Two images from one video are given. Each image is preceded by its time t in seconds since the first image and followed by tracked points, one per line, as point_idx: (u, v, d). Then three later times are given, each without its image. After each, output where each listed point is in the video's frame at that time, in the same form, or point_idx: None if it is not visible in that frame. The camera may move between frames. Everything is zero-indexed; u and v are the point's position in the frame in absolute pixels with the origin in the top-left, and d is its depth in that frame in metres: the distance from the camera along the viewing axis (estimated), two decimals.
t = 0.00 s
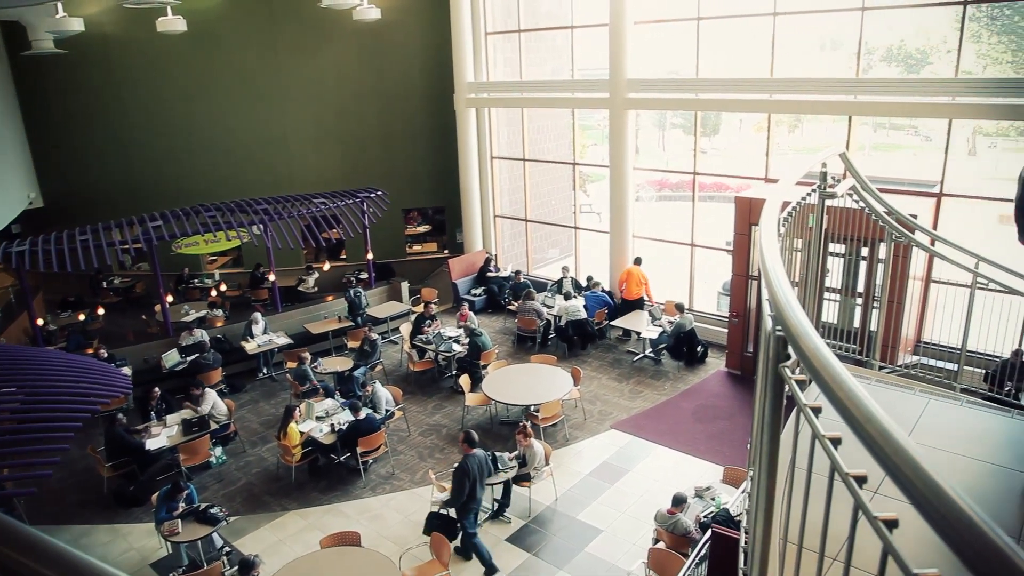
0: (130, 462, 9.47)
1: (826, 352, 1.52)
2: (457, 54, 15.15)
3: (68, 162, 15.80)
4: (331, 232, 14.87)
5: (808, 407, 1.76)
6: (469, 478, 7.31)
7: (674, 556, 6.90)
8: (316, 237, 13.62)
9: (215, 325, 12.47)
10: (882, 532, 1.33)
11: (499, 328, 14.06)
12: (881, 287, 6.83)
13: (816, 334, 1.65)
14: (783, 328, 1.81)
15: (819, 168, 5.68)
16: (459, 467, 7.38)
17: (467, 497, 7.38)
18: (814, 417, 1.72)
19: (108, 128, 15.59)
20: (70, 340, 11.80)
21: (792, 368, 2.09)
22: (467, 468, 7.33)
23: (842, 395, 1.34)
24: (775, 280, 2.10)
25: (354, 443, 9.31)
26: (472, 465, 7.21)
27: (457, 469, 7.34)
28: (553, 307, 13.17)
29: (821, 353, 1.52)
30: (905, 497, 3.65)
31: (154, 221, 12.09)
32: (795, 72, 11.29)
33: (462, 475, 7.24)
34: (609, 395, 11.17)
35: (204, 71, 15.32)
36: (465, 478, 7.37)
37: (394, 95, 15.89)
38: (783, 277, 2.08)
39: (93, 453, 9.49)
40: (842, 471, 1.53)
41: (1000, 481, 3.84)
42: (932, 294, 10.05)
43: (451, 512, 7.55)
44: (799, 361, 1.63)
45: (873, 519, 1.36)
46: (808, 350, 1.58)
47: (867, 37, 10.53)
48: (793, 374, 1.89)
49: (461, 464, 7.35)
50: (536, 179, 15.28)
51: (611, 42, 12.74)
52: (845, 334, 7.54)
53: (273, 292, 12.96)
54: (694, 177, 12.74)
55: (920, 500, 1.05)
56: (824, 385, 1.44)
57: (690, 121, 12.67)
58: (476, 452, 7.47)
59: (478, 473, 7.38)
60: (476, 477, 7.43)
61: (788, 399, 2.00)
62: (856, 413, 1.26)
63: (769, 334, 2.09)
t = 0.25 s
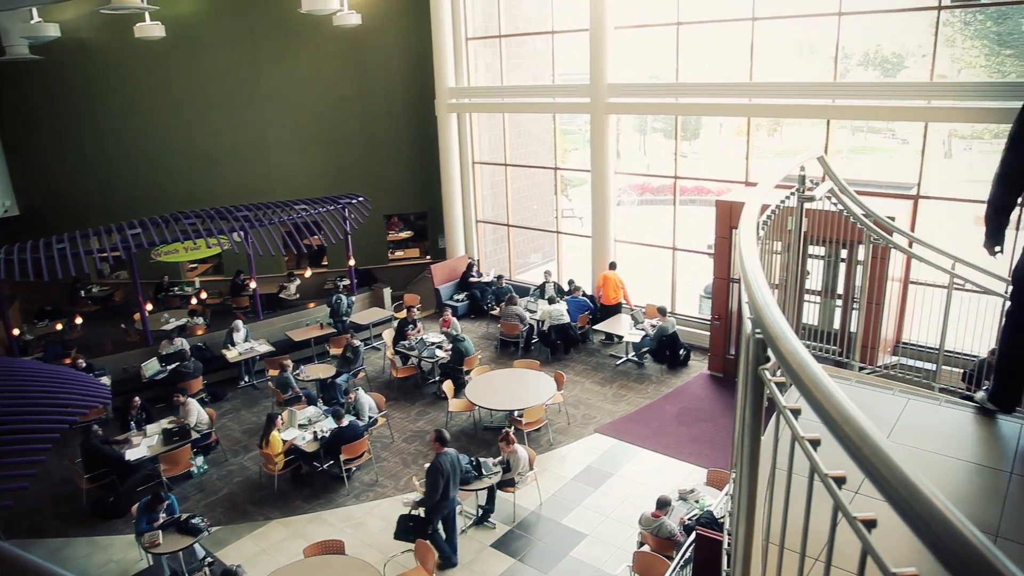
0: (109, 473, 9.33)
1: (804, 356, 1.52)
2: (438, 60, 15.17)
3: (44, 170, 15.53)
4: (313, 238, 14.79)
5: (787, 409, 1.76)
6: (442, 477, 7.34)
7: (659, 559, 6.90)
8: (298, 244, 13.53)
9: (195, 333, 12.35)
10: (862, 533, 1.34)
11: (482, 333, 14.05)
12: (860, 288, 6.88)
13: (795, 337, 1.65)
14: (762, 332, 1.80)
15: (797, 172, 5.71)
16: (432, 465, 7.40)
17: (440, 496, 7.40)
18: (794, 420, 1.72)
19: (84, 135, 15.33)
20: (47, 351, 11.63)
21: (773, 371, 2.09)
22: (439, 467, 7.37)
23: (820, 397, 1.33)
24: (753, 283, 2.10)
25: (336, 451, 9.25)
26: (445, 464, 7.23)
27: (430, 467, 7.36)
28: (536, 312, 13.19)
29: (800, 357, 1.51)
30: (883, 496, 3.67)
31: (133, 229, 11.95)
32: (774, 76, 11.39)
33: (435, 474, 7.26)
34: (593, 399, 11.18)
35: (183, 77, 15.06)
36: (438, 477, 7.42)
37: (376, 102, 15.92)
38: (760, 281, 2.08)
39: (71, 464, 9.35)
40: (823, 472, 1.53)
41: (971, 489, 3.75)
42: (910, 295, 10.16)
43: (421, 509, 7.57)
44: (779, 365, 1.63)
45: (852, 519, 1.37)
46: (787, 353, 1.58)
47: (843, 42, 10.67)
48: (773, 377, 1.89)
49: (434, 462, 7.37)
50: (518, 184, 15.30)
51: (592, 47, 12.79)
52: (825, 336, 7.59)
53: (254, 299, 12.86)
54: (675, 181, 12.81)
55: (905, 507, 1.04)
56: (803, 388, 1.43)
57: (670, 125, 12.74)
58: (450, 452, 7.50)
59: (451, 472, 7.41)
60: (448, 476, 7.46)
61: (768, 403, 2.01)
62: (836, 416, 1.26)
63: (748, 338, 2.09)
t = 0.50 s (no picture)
0: (86, 485, 9.20)
1: (783, 359, 1.52)
2: (417, 66, 15.17)
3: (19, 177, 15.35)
4: (293, 245, 14.70)
5: (766, 412, 1.76)
6: (413, 481, 7.37)
7: (643, 562, 6.91)
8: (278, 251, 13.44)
9: (175, 343, 12.22)
10: (841, 537, 1.34)
11: (464, 339, 14.02)
12: (839, 291, 6.94)
13: (773, 341, 1.65)
14: (740, 335, 1.80)
15: (775, 176, 5.74)
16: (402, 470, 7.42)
17: (411, 501, 7.43)
18: (773, 422, 1.72)
19: (60, 142, 15.16)
20: (23, 362, 11.47)
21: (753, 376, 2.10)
22: (410, 471, 7.38)
23: (798, 399, 1.33)
24: (733, 286, 2.10)
25: (318, 460, 9.17)
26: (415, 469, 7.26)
27: (400, 472, 7.38)
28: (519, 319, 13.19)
29: (778, 360, 1.51)
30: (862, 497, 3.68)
31: (110, 237, 11.80)
32: (751, 82, 11.50)
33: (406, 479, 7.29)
34: (575, 405, 11.19)
35: (163, 83, 14.91)
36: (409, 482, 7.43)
37: (356, 109, 15.88)
38: (739, 285, 2.08)
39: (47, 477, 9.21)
40: (802, 475, 1.55)
41: (945, 492, 3.54)
42: (887, 297, 10.27)
43: (393, 515, 7.60)
44: (757, 368, 1.63)
45: (831, 522, 1.39)
46: (765, 356, 1.58)
47: (820, 48, 10.80)
48: (752, 381, 1.89)
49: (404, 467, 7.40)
50: (499, 190, 15.33)
51: (571, 53, 12.84)
52: (805, 338, 7.64)
53: (234, 308, 12.75)
54: (655, 186, 12.87)
55: (883, 507, 1.04)
56: (782, 392, 1.43)
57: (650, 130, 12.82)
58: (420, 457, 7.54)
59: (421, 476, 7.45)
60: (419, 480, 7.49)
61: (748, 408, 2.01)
62: (814, 419, 1.26)
63: (728, 343, 2.09)
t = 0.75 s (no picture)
0: (65, 498, 9.07)
1: (763, 363, 1.51)
2: (399, 74, 15.19)
3: None
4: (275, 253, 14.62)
5: (747, 417, 1.75)
6: (382, 487, 7.41)
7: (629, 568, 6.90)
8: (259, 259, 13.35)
9: (155, 353, 12.09)
10: (822, 541, 1.34)
11: (447, 346, 13.99)
12: (819, 296, 6.99)
13: (753, 346, 1.64)
14: (720, 340, 1.80)
15: (755, 181, 5.76)
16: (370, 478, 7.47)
17: (382, 506, 7.47)
18: (754, 427, 1.71)
19: (37, 151, 14.92)
20: None
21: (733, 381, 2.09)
22: (378, 478, 7.41)
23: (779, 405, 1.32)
24: (712, 291, 2.10)
25: (302, 469, 9.10)
26: (384, 476, 7.32)
27: (369, 480, 7.39)
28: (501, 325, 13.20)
29: (759, 365, 1.51)
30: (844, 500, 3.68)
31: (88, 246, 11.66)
32: (731, 88, 11.61)
33: (374, 486, 7.34)
34: (559, 411, 11.19)
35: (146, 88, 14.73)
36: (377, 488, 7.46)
37: (339, 116, 15.88)
38: (719, 290, 2.07)
39: (25, 491, 9.06)
40: (782, 479, 1.54)
41: (927, 494, 3.56)
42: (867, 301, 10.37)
43: (364, 521, 7.65)
44: (738, 374, 1.62)
45: (811, 525, 1.39)
46: (745, 362, 1.58)
47: (799, 54, 10.91)
48: (732, 386, 1.90)
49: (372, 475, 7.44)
50: (481, 197, 15.34)
51: (553, 61, 12.89)
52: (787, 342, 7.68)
53: (216, 317, 12.64)
54: (637, 192, 12.94)
55: (866, 514, 1.05)
56: (763, 397, 1.43)
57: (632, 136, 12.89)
58: (388, 463, 7.59)
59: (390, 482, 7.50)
60: (387, 486, 7.54)
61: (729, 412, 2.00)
62: (795, 425, 1.25)
63: (707, 347, 2.08)
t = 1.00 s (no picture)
0: (42, 511, 8.91)
1: (740, 366, 1.53)
2: (379, 80, 15.17)
3: None
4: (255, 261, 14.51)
5: (726, 420, 1.77)
6: (355, 491, 7.47)
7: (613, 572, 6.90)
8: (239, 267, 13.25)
9: (134, 363, 11.96)
10: (800, 541, 1.35)
11: (429, 352, 13.96)
12: (798, 298, 7.05)
13: (732, 349, 1.66)
14: (699, 344, 1.81)
15: (733, 185, 5.81)
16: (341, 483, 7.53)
17: (356, 510, 7.53)
18: (733, 430, 1.73)
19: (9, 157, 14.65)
20: None
21: (712, 385, 2.10)
22: (350, 482, 7.47)
23: (756, 408, 1.34)
24: (690, 296, 2.11)
25: (284, 478, 9.02)
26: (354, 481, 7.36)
27: (340, 485, 7.43)
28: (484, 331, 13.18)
29: (736, 368, 1.52)
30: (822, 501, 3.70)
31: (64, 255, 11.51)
32: (710, 93, 11.70)
33: (345, 491, 7.38)
34: (542, 416, 11.20)
35: (127, 93, 14.58)
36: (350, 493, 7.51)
37: (319, 122, 15.81)
38: (697, 294, 2.09)
39: None
40: (761, 481, 1.56)
41: (905, 493, 3.59)
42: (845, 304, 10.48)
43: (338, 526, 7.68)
44: (717, 378, 1.63)
45: (789, 526, 1.40)
46: (723, 365, 1.59)
47: (776, 60, 11.02)
48: (712, 390, 1.91)
49: (342, 480, 7.51)
50: (462, 202, 15.35)
51: (532, 66, 12.93)
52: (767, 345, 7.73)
53: (195, 325, 12.53)
54: (618, 197, 12.98)
55: (848, 519, 1.05)
56: (741, 401, 1.44)
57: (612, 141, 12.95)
58: (359, 468, 7.66)
59: (360, 487, 7.56)
60: (359, 490, 7.59)
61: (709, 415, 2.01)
62: (772, 428, 1.27)
63: (686, 351, 2.09)
